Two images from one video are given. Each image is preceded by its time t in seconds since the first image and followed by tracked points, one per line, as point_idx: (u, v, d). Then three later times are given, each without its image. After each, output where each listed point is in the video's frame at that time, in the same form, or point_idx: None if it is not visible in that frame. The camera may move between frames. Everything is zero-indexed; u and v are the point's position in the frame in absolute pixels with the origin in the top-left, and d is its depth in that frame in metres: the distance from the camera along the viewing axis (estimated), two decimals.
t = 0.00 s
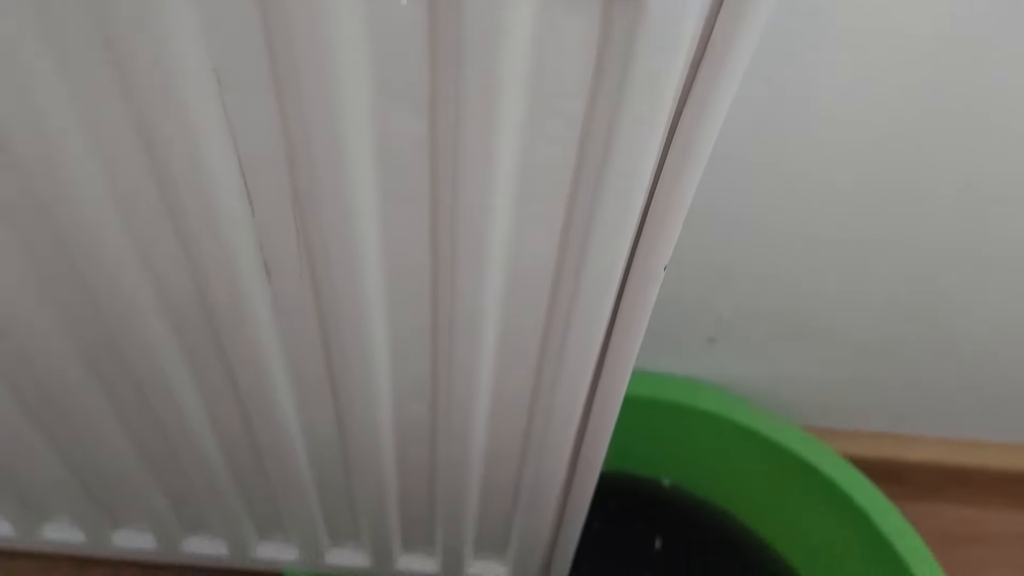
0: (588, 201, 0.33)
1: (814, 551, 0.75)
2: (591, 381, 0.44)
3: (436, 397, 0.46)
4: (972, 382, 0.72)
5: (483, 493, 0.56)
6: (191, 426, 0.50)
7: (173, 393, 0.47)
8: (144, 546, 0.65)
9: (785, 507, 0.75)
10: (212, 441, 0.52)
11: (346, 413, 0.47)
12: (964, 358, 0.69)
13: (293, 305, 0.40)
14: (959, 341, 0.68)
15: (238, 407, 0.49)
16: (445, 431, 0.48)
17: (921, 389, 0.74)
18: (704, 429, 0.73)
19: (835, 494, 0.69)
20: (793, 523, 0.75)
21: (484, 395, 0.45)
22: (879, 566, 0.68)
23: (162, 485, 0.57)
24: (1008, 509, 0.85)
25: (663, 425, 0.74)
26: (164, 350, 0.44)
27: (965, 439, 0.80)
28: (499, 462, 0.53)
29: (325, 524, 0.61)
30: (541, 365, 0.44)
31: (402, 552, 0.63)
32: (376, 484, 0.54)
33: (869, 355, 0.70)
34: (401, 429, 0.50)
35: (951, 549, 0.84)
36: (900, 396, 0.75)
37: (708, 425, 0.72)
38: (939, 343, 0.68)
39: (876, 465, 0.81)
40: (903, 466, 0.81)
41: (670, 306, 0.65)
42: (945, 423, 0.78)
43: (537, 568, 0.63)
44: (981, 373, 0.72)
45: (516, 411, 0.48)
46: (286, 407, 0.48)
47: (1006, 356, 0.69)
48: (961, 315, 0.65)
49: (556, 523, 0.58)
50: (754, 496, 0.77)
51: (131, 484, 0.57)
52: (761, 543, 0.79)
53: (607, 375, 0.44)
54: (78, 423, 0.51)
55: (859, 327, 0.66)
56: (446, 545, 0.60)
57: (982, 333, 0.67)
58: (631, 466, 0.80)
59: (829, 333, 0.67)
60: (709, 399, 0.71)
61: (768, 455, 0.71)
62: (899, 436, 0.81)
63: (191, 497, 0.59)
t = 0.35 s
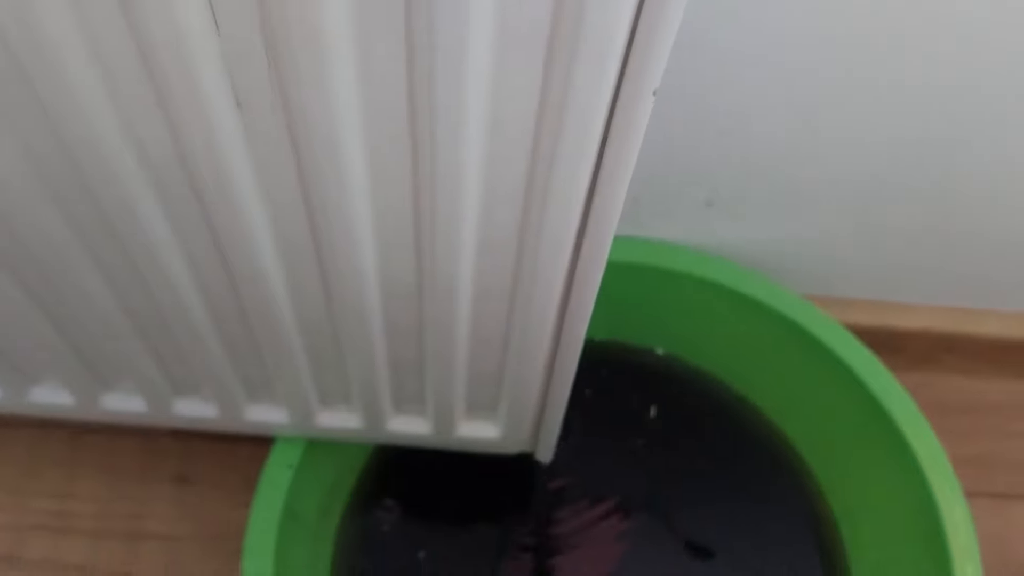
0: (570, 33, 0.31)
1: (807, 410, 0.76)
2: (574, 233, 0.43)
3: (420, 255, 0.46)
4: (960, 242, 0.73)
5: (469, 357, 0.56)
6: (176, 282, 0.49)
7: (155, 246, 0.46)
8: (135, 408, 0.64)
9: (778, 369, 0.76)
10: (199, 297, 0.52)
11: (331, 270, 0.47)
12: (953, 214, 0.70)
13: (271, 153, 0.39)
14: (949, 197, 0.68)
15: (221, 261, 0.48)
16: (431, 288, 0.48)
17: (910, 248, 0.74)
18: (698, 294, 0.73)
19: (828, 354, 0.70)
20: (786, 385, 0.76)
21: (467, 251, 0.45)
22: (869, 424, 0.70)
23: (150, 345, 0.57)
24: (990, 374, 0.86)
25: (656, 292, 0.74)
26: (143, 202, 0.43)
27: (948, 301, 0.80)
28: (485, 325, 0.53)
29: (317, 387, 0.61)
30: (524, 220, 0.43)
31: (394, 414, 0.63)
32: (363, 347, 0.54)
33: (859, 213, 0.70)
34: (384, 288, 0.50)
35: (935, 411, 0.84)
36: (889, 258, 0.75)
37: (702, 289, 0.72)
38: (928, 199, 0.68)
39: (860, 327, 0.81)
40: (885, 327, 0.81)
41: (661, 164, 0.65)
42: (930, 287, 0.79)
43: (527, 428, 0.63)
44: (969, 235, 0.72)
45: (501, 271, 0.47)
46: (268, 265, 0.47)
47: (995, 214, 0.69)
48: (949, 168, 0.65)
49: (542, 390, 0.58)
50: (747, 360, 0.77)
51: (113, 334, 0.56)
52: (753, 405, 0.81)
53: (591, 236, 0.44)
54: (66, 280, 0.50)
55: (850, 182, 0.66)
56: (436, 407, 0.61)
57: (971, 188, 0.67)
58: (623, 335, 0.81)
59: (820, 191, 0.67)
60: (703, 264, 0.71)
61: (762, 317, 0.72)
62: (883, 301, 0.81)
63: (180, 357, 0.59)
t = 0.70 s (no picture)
0: None
1: (772, 338, 0.76)
2: (517, 164, 0.44)
3: (368, 177, 0.46)
4: (910, 163, 0.75)
5: (426, 287, 0.56)
6: (127, 215, 0.49)
7: (103, 180, 0.46)
8: (96, 339, 0.64)
9: (743, 298, 0.76)
10: (149, 230, 0.51)
11: (279, 194, 0.47)
12: (902, 136, 0.72)
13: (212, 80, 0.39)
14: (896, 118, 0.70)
15: (169, 189, 0.48)
16: (381, 216, 0.48)
17: (862, 171, 0.76)
18: (661, 222, 0.73)
19: (788, 280, 0.70)
20: (750, 314, 0.77)
21: (413, 174, 0.45)
22: (831, 352, 0.70)
23: (106, 280, 0.57)
24: (939, 292, 0.90)
25: (620, 221, 0.74)
26: (85, 133, 0.43)
27: (898, 222, 0.84)
28: (438, 254, 0.53)
29: (275, 316, 0.60)
30: (468, 149, 0.43)
31: (354, 340, 0.63)
32: (320, 278, 0.54)
33: (812, 134, 0.71)
34: (336, 219, 0.50)
35: (890, 331, 0.89)
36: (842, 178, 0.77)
37: (664, 218, 0.72)
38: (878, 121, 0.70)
39: (814, 250, 0.85)
40: (840, 250, 0.85)
41: (620, 91, 0.65)
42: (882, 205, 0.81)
43: (488, 355, 0.63)
44: (919, 152, 0.74)
45: (449, 198, 0.48)
46: (218, 196, 0.47)
47: (943, 133, 0.71)
48: (898, 92, 0.66)
49: (500, 319, 0.59)
50: (712, 290, 0.78)
51: (69, 269, 0.55)
52: (719, 334, 0.81)
53: (531, 167, 0.44)
54: (16, 216, 0.50)
55: (802, 106, 0.67)
56: (395, 337, 0.61)
57: (920, 108, 0.69)
58: (589, 266, 0.81)
59: (772, 115, 0.68)
60: (665, 191, 0.71)
61: (724, 245, 0.72)
62: (837, 222, 0.84)
63: (137, 290, 0.58)
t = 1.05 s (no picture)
0: None
1: (756, 262, 0.76)
2: (492, 81, 0.42)
3: (337, 97, 0.44)
4: (895, 81, 0.74)
5: (403, 209, 0.55)
6: (89, 137, 0.47)
7: (62, 101, 0.44)
8: (64, 266, 0.63)
9: (726, 221, 0.75)
10: (114, 152, 0.50)
11: (246, 114, 0.45)
12: (887, 53, 0.70)
13: None
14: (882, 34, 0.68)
15: (132, 108, 0.46)
16: (353, 135, 0.47)
17: (846, 89, 0.74)
18: (643, 143, 0.72)
19: (773, 201, 0.69)
20: (734, 238, 0.76)
21: (384, 89, 0.43)
22: (815, 273, 0.69)
23: (72, 205, 0.55)
24: (923, 213, 0.89)
25: (600, 143, 0.73)
26: (40, 48, 0.41)
27: (883, 142, 0.83)
28: (413, 175, 0.51)
29: (248, 242, 0.59)
30: (441, 64, 0.42)
31: (330, 266, 0.62)
32: (293, 202, 0.53)
33: (796, 51, 0.69)
34: (306, 139, 0.48)
35: (872, 253, 0.88)
36: (827, 97, 0.75)
37: (648, 139, 0.71)
38: (863, 39, 0.68)
39: (797, 171, 0.83)
40: (823, 171, 0.84)
41: (599, 9, 0.63)
42: (868, 123, 0.80)
43: (467, 281, 0.62)
44: (904, 69, 0.72)
45: (422, 116, 0.46)
46: (182, 113, 0.45)
47: (930, 49, 0.70)
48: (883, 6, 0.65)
49: (478, 242, 0.58)
50: (696, 213, 0.77)
51: (35, 193, 0.53)
52: (703, 259, 0.80)
53: (505, 83, 0.43)
54: None
55: (785, 22, 0.66)
56: (372, 261, 0.60)
57: (905, 24, 0.67)
58: (570, 190, 0.79)
59: (755, 32, 0.67)
60: (647, 111, 0.70)
61: (708, 166, 0.71)
62: (820, 142, 0.83)
63: (106, 215, 0.57)
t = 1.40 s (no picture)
0: None
1: (752, 239, 0.75)
2: (489, 49, 0.42)
3: (332, 66, 0.44)
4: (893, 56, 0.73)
5: (397, 179, 0.54)
6: (79, 103, 0.47)
7: (52, 66, 0.43)
8: (55, 237, 0.62)
9: (723, 198, 0.75)
10: (104, 119, 0.49)
11: (239, 83, 0.45)
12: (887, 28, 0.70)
13: None
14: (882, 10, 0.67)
15: (121, 74, 0.45)
16: (347, 103, 0.46)
17: (844, 64, 0.74)
18: (640, 118, 0.71)
19: (770, 178, 0.68)
20: (731, 215, 0.76)
21: (379, 55, 0.42)
22: (811, 249, 0.69)
23: (62, 173, 0.54)
24: (919, 191, 0.89)
25: (597, 117, 0.72)
26: (28, 9, 0.40)
27: (880, 118, 0.82)
28: (407, 145, 0.51)
29: (241, 212, 0.59)
30: (436, 31, 0.41)
31: (323, 238, 0.61)
32: (287, 172, 0.52)
33: (795, 26, 0.69)
34: (299, 107, 0.48)
35: (869, 230, 0.88)
36: (825, 72, 0.75)
37: (645, 113, 0.70)
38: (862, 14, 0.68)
39: (794, 147, 0.83)
40: (820, 148, 0.83)
41: None
42: (865, 99, 0.79)
43: (461, 254, 0.62)
44: (903, 44, 0.72)
45: (417, 84, 0.45)
46: (173, 78, 0.45)
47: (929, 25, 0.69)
48: None
49: (474, 215, 0.57)
50: (692, 189, 0.76)
51: (24, 162, 0.52)
52: (698, 235, 0.80)
53: (501, 51, 0.42)
54: None
55: None
56: (366, 233, 0.59)
57: None
58: (566, 165, 0.79)
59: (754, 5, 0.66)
60: (645, 85, 0.69)
61: (706, 141, 0.70)
62: (817, 118, 0.82)
63: (96, 185, 0.56)
